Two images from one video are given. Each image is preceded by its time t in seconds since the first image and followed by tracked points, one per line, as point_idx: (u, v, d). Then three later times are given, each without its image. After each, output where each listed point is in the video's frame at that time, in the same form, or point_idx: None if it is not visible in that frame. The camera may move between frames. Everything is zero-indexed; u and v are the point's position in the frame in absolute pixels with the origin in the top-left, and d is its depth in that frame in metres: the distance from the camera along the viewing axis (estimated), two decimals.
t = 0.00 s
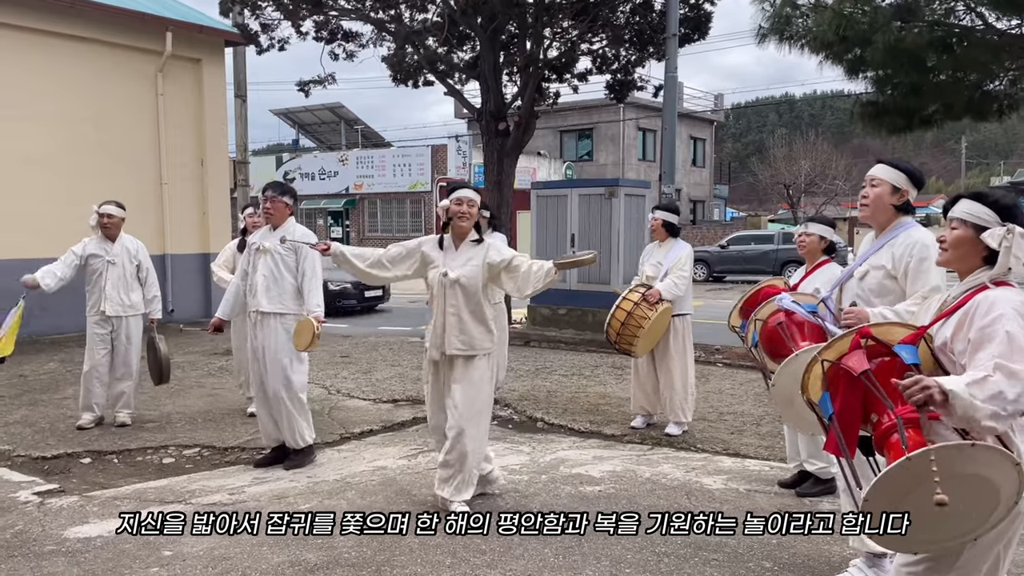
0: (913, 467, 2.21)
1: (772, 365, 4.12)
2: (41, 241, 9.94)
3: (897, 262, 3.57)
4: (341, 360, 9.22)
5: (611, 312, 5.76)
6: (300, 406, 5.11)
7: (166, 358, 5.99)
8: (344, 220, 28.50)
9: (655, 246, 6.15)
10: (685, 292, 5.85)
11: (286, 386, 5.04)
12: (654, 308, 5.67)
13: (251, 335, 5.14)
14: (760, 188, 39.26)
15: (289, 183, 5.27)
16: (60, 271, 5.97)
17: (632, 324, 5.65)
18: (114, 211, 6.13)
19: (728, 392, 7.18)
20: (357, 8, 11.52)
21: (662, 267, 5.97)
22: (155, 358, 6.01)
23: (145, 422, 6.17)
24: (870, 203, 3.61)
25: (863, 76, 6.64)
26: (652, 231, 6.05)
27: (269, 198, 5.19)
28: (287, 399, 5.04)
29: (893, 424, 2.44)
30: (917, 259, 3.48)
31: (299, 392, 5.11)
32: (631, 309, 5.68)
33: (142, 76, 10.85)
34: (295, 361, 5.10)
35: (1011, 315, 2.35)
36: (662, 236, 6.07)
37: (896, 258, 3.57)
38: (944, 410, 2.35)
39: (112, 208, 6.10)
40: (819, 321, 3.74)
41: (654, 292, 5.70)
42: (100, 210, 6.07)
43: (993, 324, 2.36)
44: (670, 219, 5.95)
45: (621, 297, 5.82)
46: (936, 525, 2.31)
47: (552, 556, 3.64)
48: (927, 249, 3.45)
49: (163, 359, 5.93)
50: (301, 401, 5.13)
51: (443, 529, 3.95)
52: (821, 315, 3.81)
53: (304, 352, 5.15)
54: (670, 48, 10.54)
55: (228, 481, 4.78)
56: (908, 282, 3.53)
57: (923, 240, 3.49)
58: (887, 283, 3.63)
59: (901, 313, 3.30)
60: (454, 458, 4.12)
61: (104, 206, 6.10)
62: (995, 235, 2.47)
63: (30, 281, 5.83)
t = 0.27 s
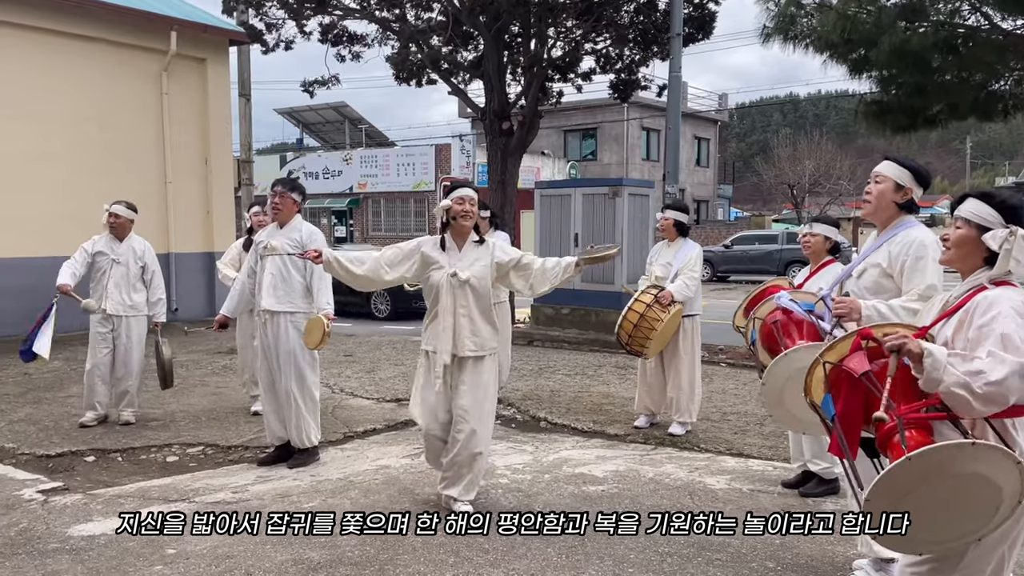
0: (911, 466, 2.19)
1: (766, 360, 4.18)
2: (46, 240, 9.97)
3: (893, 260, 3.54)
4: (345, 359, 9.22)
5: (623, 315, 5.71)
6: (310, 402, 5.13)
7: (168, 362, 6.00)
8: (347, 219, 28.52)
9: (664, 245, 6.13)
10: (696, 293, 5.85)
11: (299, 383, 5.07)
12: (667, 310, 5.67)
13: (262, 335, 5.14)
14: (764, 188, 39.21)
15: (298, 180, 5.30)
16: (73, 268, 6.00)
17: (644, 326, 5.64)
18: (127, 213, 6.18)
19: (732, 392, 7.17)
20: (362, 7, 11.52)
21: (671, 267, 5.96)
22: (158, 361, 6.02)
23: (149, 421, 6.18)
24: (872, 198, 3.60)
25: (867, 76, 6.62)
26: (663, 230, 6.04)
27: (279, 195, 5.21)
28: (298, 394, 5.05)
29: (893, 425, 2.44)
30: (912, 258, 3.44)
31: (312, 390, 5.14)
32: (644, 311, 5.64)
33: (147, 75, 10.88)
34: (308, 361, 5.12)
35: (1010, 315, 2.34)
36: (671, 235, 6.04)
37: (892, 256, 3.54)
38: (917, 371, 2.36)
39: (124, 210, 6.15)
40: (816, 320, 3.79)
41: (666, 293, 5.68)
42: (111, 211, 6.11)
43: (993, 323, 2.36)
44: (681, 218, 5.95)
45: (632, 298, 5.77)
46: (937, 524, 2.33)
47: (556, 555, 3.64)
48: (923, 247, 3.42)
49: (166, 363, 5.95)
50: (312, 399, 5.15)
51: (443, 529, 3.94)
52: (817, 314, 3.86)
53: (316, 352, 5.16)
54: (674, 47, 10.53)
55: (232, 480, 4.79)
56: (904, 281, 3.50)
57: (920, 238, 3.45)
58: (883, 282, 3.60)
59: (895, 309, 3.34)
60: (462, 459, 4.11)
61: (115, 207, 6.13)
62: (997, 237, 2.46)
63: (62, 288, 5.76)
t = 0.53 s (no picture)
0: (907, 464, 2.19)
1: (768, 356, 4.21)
2: (52, 238, 10.01)
3: (895, 260, 3.53)
4: (349, 358, 9.24)
5: (629, 315, 5.69)
6: (319, 404, 5.14)
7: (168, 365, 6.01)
8: (352, 219, 28.57)
9: (668, 245, 6.11)
10: (701, 293, 5.86)
11: (308, 382, 5.09)
12: (673, 309, 5.65)
13: (273, 335, 5.16)
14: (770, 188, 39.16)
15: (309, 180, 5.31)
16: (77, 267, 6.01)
17: (652, 326, 5.62)
18: (129, 212, 6.18)
19: (736, 392, 7.16)
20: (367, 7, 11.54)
21: (674, 267, 5.96)
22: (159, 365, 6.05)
23: (154, 419, 6.20)
24: (875, 196, 3.58)
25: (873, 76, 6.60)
26: (667, 230, 6.00)
27: (290, 195, 5.22)
28: (305, 392, 5.06)
29: (893, 425, 2.46)
30: (913, 258, 3.42)
31: (320, 390, 5.15)
32: (651, 311, 5.61)
33: (153, 74, 10.91)
34: (318, 361, 5.13)
35: (1011, 315, 2.33)
36: (675, 234, 6.00)
37: (893, 256, 3.53)
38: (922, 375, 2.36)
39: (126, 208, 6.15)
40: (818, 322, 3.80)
41: (674, 293, 5.68)
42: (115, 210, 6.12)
43: (994, 323, 2.35)
44: (685, 219, 5.92)
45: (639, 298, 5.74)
46: (937, 524, 2.32)
47: (559, 555, 3.64)
48: (924, 247, 3.39)
49: (166, 365, 5.98)
50: (321, 398, 5.16)
51: (444, 529, 3.95)
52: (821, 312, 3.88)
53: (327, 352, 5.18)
54: (680, 47, 10.52)
55: (236, 478, 4.80)
56: (905, 280, 3.48)
57: (921, 238, 3.42)
58: (884, 282, 3.59)
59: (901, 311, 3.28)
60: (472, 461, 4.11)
61: (117, 206, 6.13)
62: (995, 238, 2.45)
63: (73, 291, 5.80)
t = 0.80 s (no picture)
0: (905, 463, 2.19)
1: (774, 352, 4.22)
2: (59, 238, 10.05)
3: (896, 262, 3.51)
4: (355, 358, 9.25)
5: (628, 312, 5.72)
6: (324, 408, 5.15)
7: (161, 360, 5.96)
8: (359, 219, 28.62)
9: (666, 245, 6.12)
10: (699, 289, 5.86)
11: (315, 385, 5.10)
12: (672, 305, 5.67)
13: (280, 338, 5.15)
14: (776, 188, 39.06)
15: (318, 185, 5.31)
16: (72, 263, 6.09)
17: (650, 321, 5.63)
18: (123, 208, 6.15)
19: (742, 393, 7.14)
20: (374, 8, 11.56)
21: (672, 266, 5.95)
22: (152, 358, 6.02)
23: (159, 418, 6.22)
24: (875, 197, 3.56)
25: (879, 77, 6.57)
26: (664, 230, 5.99)
27: (300, 200, 5.22)
28: (312, 399, 5.08)
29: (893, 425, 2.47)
30: (913, 260, 3.41)
31: (327, 395, 5.15)
32: (649, 306, 5.65)
33: (160, 74, 10.95)
34: (326, 364, 5.15)
35: (1013, 315, 2.31)
36: (675, 234, 6.01)
37: (894, 258, 3.51)
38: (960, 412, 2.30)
39: (120, 204, 6.13)
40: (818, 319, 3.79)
41: (671, 288, 5.70)
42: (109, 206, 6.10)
43: (998, 326, 2.32)
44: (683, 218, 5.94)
45: (637, 294, 5.78)
46: (937, 524, 2.31)
47: (562, 555, 3.63)
48: (924, 249, 3.37)
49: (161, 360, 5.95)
50: (327, 403, 5.17)
51: (444, 528, 3.93)
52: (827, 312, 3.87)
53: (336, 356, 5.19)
54: (686, 47, 10.51)
55: (241, 477, 4.81)
56: (905, 282, 3.47)
57: (922, 239, 3.40)
58: (885, 284, 3.58)
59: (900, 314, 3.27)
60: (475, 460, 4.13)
61: (112, 203, 6.11)
62: (993, 238, 2.45)
63: (53, 279, 5.91)
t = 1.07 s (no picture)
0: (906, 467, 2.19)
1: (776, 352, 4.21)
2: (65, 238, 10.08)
3: (894, 269, 3.46)
4: (359, 358, 9.25)
5: (620, 308, 5.79)
6: (325, 408, 5.12)
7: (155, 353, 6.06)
8: (365, 219, 28.68)
9: (660, 246, 6.11)
10: (692, 288, 5.86)
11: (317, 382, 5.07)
12: (664, 301, 5.68)
13: (283, 338, 5.17)
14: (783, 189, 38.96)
15: (322, 186, 5.34)
16: (53, 259, 6.13)
17: (643, 316, 5.68)
18: (111, 206, 6.17)
19: (745, 395, 7.12)
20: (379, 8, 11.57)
21: (666, 266, 5.96)
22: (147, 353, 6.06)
23: (162, 418, 6.23)
24: (870, 203, 3.49)
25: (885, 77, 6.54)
26: (658, 230, 5.94)
27: (303, 199, 5.23)
28: (313, 397, 5.05)
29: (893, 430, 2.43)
30: (912, 268, 3.36)
31: (330, 396, 5.14)
32: (640, 302, 5.70)
33: (166, 75, 10.97)
34: (329, 363, 5.14)
35: (1017, 320, 2.28)
36: (668, 233, 5.93)
37: (893, 265, 3.46)
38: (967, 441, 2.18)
39: (109, 203, 6.15)
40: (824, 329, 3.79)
41: (664, 285, 5.70)
42: (96, 206, 6.11)
43: (999, 331, 2.30)
44: (676, 218, 5.87)
45: (630, 291, 5.84)
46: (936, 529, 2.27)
47: (563, 557, 3.62)
48: (925, 258, 3.32)
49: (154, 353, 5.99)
50: (329, 403, 5.15)
51: (444, 529, 3.95)
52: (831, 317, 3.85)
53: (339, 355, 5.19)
54: (691, 47, 10.47)
55: (243, 478, 4.82)
56: (904, 291, 3.42)
57: (921, 247, 3.35)
58: (883, 291, 3.53)
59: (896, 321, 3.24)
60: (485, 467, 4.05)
61: (99, 202, 6.13)
62: (995, 242, 2.42)
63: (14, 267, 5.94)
